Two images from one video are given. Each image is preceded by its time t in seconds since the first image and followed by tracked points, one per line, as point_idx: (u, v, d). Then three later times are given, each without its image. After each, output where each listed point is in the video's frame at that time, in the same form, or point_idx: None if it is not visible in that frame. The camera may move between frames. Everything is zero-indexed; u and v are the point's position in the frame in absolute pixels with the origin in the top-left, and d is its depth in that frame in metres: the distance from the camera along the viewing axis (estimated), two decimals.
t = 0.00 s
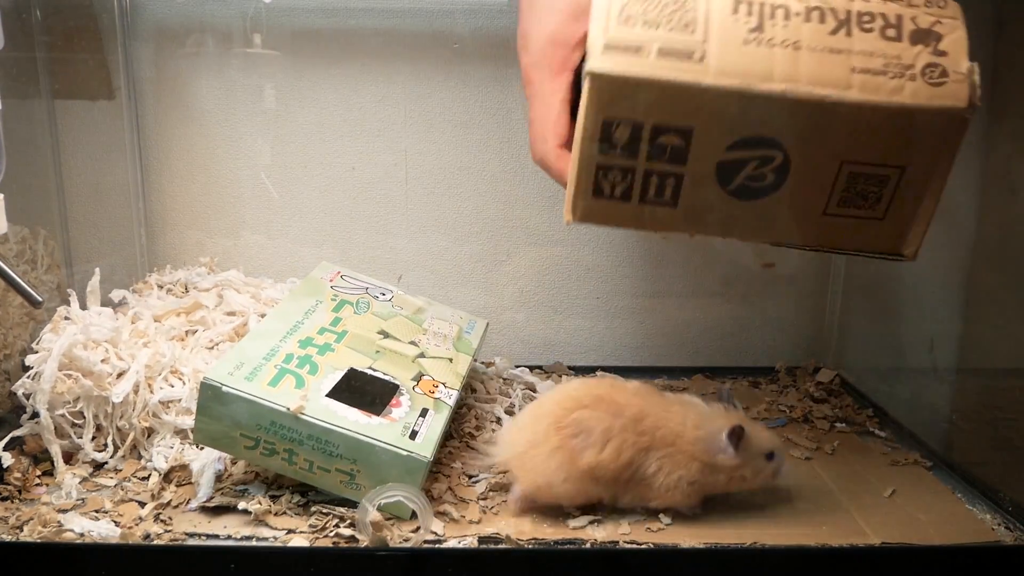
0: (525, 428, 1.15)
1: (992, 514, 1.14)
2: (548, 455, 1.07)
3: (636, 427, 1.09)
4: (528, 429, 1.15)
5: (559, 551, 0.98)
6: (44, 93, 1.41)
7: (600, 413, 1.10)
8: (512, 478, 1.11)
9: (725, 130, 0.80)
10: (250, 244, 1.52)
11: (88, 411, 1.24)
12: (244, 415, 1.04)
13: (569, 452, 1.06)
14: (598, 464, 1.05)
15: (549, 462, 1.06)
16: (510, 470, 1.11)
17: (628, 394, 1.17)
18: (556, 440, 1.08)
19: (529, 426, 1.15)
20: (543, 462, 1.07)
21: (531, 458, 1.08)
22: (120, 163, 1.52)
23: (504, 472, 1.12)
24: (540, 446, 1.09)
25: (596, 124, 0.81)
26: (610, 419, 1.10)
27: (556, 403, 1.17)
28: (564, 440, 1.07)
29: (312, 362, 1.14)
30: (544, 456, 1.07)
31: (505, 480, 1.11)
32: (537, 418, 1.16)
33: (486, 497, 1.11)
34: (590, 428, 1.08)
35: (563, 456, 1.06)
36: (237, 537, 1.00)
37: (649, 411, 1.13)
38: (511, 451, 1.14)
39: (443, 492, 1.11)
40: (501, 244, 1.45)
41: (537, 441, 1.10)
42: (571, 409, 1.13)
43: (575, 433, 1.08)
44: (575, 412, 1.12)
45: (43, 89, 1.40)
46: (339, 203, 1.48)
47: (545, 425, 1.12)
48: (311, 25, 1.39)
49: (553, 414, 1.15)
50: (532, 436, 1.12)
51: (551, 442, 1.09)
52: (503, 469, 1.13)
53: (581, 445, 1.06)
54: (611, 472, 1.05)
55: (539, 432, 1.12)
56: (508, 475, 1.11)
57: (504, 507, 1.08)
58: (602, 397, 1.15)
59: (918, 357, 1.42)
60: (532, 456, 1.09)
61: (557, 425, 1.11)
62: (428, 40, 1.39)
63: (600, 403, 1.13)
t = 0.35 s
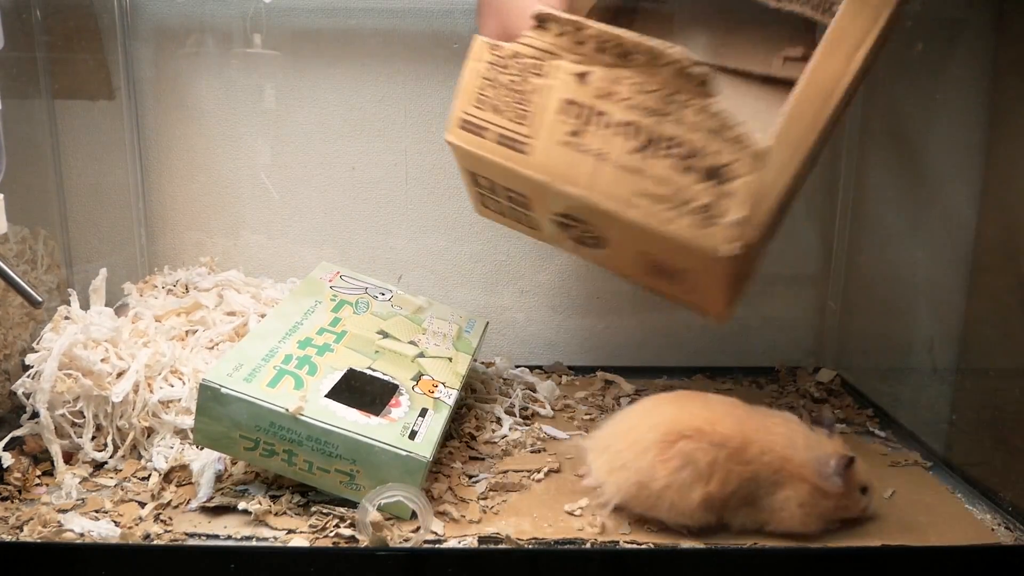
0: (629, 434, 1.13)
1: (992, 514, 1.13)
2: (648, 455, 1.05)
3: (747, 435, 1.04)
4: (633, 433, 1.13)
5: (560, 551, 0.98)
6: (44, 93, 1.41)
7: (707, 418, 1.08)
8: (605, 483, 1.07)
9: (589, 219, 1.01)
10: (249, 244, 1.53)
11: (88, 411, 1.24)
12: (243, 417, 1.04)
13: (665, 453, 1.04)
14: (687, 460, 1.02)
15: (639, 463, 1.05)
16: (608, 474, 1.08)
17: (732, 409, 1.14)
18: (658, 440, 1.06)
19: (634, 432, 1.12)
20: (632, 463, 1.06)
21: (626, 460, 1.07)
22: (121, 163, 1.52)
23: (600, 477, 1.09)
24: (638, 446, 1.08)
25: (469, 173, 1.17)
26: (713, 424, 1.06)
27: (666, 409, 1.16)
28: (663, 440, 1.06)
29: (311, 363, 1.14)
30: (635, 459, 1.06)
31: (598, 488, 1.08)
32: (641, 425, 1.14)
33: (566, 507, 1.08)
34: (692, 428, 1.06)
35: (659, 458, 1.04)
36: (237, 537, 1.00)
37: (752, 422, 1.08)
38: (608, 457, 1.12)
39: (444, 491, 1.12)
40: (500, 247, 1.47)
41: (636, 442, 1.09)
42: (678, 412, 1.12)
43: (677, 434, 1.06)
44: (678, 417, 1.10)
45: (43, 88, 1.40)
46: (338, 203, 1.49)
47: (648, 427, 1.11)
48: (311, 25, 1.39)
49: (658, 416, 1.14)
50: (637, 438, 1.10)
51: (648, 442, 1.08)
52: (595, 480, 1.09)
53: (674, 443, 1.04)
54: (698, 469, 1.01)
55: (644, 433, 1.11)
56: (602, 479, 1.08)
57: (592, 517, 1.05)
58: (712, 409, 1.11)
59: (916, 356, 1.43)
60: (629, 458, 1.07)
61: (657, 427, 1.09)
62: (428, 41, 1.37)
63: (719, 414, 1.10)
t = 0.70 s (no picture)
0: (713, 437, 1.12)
1: (992, 514, 1.15)
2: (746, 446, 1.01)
3: (838, 417, 1.03)
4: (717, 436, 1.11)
5: (560, 552, 0.98)
6: (44, 93, 1.41)
7: (797, 407, 1.05)
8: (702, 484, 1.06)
9: (444, 170, 1.16)
10: (249, 244, 1.53)
11: (88, 412, 1.23)
12: (244, 417, 1.04)
13: (766, 445, 1.00)
14: (795, 450, 0.98)
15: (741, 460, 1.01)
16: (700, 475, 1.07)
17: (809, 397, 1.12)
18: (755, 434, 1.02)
19: (725, 429, 1.10)
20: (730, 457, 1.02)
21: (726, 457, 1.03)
22: (121, 163, 1.51)
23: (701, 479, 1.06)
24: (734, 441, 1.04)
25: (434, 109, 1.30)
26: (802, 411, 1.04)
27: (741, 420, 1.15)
28: (760, 431, 1.02)
29: (312, 363, 1.13)
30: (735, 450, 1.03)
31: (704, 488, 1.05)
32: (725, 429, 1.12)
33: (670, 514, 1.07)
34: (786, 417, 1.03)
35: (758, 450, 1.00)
36: (238, 537, 1.00)
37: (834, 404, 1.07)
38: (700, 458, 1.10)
39: (444, 491, 1.12)
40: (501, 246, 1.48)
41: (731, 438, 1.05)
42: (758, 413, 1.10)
43: (772, 420, 1.03)
44: (766, 409, 1.07)
45: (43, 89, 1.40)
46: (338, 203, 1.49)
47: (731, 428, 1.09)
48: (311, 26, 1.39)
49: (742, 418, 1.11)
50: (728, 437, 1.07)
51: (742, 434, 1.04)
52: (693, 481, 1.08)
53: (776, 432, 1.01)
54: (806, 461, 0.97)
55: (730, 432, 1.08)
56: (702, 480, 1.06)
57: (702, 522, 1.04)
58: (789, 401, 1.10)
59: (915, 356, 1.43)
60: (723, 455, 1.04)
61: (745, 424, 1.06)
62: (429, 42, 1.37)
63: (802, 401, 1.07)
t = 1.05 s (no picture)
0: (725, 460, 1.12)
1: (992, 514, 1.13)
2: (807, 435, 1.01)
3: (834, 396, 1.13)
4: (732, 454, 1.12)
5: (559, 551, 0.98)
6: (44, 93, 1.37)
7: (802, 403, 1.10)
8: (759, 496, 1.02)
9: (509, 83, 1.24)
10: (251, 244, 1.53)
11: (89, 413, 1.23)
12: (245, 418, 1.03)
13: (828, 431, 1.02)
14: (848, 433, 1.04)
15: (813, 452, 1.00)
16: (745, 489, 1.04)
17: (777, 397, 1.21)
18: (805, 424, 1.04)
19: (745, 439, 1.10)
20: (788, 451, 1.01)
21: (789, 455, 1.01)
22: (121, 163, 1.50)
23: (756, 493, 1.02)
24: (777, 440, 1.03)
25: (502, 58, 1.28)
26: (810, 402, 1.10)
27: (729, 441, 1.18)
28: (807, 424, 1.03)
29: (312, 363, 1.13)
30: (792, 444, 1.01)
31: (768, 498, 1.01)
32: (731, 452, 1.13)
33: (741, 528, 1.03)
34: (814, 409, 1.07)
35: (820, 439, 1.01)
36: (239, 538, 1.00)
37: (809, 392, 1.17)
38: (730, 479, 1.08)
39: (445, 490, 1.13)
40: (501, 245, 1.52)
41: (771, 441, 1.04)
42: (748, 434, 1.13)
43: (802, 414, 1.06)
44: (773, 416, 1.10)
45: (43, 88, 1.37)
46: (338, 203, 1.49)
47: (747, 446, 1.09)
48: (311, 26, 1.37)
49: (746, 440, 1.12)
50: (753, 443, 1.07)
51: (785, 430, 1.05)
52: (741, 493, 1.04)
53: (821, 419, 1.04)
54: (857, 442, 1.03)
55: (752, 444, 1.08)
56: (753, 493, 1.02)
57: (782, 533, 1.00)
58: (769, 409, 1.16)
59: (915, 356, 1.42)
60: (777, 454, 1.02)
61: (775, 429, 1.06)
62: (429, 42, 1.38)
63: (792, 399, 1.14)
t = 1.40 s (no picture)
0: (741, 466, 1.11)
1: (992, 514, 1.13)
2: (827, 431, 1.02)
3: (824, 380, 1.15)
4: (746, 457, 1.11)
5: (560, 551, 0.98)
6: (44, 93, 1.37)
7: (804, 397, 1.10)
8: (792, 499, 1.01)
9: None
10: (250, 244, 1.52)
11: (89, 414, 1.23)
12: (245, 418, 1.03)
13: (841, 423, 1.03)
14: (860, 421, 1.05)
15: (839, 448, 1.00)
16: (775, 494, 1.03)
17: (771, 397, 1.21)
18: (821, 419, 1.04)
19: (762, 432, 1.09)
20: (812, 449, 1.01)
21: (817, 453, 1.00)
22: (121, 163, 1.49)
23: (790, 497, 1.01)
24: (797, 439, 1.02)
25: None
26: (811, 395, 1.10)
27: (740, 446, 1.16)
28: (822, 419, 1.04)
29: (313, 363, 1.13)
30: (814, 441, 1.01)
31: (805, 499, 1.01)
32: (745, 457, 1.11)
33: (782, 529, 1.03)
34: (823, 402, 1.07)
35: (840, 433, 1.02)
36: (240, 538, 1.00)
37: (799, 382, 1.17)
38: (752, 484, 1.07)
39: (445, 489, 1.13)
40: (501, 245, 1.52)
41: (790, 440, 1.03)
42: (756, 437, 1.11)
43: (809, 409, 1.06)
44: (778, 414, 1.09)
45: (44, 88, 1.36)
46: (338, 203, 1.49)
47: (761, 448, 1.08)
48: (311, 25, 1.37)
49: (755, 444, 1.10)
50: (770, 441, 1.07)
51: (797, 426, 1.04)
52: (772, 497, 1.03)
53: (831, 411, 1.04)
54: (868, 427, 1.06)
55: (767, 444, 1.07)
56: (788, 497, 1.02)
57: (822, 531, 1.02)
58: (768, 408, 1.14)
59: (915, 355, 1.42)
60: (802, 452, 1.01)
61: (790, 428, 1.05)
62: (429, 42, 1.38)
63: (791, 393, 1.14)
